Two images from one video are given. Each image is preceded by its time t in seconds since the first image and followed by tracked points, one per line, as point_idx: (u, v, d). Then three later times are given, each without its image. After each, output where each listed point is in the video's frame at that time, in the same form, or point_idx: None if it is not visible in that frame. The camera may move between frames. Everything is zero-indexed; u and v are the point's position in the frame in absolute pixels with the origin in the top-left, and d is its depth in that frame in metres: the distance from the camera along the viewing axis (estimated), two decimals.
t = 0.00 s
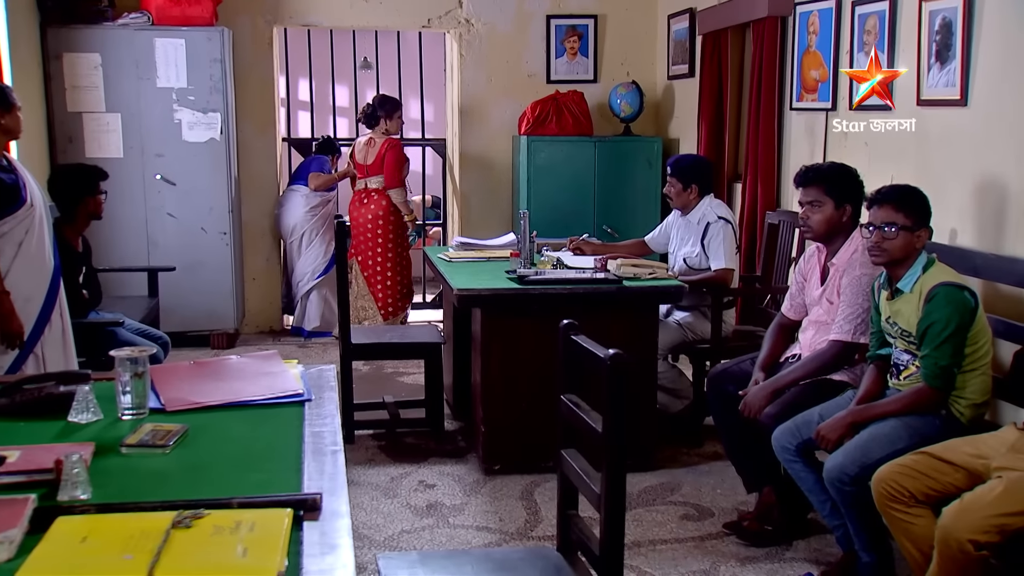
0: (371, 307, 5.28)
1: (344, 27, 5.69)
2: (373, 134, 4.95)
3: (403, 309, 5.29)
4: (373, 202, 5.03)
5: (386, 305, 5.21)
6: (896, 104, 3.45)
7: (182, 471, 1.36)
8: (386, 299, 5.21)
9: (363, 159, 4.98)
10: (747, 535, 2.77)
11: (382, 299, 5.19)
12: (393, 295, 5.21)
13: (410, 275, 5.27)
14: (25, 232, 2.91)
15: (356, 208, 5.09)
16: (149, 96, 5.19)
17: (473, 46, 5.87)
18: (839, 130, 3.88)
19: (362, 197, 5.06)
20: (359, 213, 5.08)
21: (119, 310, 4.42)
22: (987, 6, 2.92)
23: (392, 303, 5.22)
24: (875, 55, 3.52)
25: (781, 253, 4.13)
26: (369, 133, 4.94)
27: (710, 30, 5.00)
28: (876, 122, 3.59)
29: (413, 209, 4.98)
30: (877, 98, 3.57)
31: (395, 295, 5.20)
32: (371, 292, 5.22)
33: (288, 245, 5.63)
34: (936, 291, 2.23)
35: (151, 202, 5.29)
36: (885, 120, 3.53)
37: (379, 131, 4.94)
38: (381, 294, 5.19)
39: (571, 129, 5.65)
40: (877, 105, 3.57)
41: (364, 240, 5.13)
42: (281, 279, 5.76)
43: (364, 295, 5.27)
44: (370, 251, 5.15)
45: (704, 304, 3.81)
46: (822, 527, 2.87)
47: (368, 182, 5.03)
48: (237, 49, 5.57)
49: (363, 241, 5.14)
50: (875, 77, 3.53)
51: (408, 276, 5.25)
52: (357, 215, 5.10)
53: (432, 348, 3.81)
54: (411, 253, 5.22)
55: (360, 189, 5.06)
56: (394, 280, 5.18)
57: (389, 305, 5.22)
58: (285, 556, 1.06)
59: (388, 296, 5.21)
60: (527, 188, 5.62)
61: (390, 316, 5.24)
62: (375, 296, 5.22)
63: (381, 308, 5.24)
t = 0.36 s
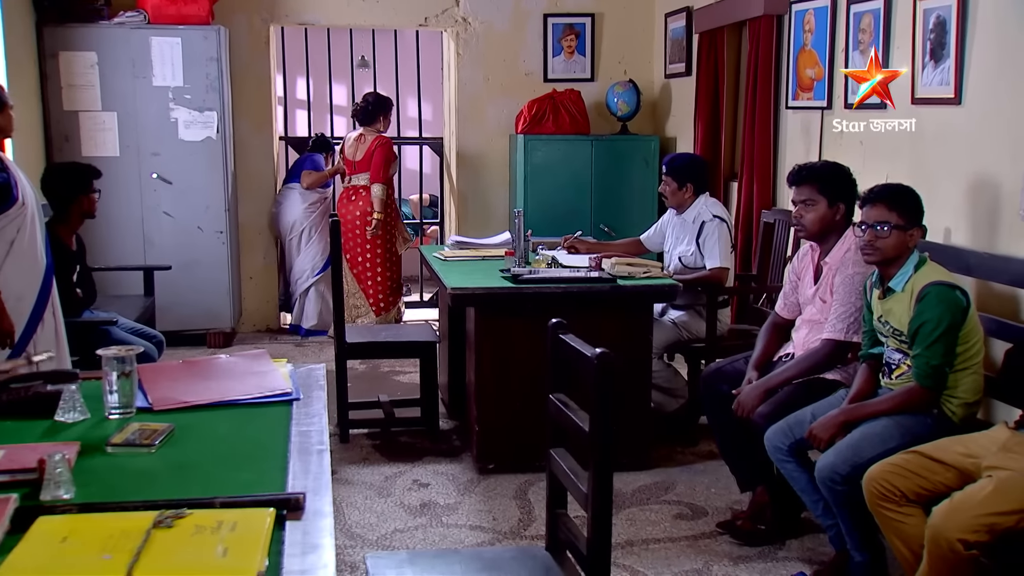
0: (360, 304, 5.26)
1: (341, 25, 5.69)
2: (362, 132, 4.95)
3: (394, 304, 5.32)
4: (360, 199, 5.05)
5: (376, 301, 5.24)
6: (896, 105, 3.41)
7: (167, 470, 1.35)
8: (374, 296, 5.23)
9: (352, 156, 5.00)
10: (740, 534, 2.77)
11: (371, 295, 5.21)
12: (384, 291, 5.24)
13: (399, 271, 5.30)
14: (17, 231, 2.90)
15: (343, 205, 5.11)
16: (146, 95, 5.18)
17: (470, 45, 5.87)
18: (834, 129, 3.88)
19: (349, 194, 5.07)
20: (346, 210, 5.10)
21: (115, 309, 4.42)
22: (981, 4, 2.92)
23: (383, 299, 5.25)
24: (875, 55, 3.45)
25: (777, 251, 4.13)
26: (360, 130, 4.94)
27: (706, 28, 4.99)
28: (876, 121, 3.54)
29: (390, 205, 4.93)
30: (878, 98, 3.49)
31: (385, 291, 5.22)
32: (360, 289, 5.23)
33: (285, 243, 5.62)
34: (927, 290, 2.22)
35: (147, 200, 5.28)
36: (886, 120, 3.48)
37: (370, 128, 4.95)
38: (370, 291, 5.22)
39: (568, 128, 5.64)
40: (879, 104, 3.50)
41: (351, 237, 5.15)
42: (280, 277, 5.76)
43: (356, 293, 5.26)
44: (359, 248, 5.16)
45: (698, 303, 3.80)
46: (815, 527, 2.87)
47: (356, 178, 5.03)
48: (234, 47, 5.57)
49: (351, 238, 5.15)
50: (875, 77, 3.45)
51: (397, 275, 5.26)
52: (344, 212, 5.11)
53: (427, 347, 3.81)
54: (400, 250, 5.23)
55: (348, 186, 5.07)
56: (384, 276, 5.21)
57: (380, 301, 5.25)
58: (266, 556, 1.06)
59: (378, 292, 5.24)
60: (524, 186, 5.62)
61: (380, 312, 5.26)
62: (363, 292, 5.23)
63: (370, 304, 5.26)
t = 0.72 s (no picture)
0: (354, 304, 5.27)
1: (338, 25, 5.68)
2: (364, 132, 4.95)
3: (387, 306, 5.31)
4: (362, 199, 5.05)
5: (370, 303, 5.23)
6: (895, 105, 3.39)
7: (153, 470, 1.35)
8: (369, 297, 5.23)
9: (352, 156, 4.99)
10: (735, 533, 2.76)
11: (367, 297, 5.22)
12: (377, 294, 5.24)
13: (394, 273, 5.29)
14: (10, 230, 2.91)
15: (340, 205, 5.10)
16: (143, 94, 5.18)
17: (467, 43, 5.86)
18: (830, 127, 3.88)
19: (348, 195, 5.07)
20: (343, 210, 5.09)
21: (111, 308, 4.41)
22: (975, 3, 2.91)
23: (376, 302, 5.24)
24: (875, 54, 3.45)
25: (773, 250, 4.13)
26: (361, 130, 4.93)
27: (703, 27, 4.98)
28: (877, 122, 3.51)
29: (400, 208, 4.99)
30: (878, 98, 3.50)
31: (378, 294, 5.22)
32: (356, 290, 5.23)
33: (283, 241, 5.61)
34: (920, 289, 2.22)
35: (144, 199, 5.28)
36: (886, 120, 3.45)
37: (372, 129, 4.95)
38: (366, 292, 5.22)
39: (565, 127, 5.63)
40: (878, 105, 3.49)
41: (348, 237, 5.14)
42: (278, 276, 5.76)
43: (348, 295, 5.25)
44: (356, 249, 5.16)
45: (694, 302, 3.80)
46: (810, 526, 2.87)
47: (358, 178, 5.03)
48: (231, 46, 5.56)
49: (348, 238, 5.14)
50: (875, 77, 3.46)
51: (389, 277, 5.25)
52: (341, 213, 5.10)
53: (423, 346, 3.81)
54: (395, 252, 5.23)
55: (347, 186, 5.06)
56: (378, 278, 5.21)
57: (373, 303, 5.24)
58: (249, 556, 1.06)
59: (371, 295, 5.23)
60: (521, 185, 5.61)
61: (373, 315, 5.25)
62: (359, 294, 5.23)
63: (364, 305, 5.25)
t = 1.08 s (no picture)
0: (353, 305, 5.28)
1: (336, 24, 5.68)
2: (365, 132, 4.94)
3: (387, 309, 5.32)
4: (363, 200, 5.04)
5: (370, 306, 5.24)
6: (896, 105, 3.35)
7: (142, 470, 1.35)
8: (368, 299, 5.23)
9: (353, 156, 4.98)
10: (731, 533, 2.76)
11: (366, 298, 5.22)
12: (377, 296, 5.25)
13: (393, 275, 5.30)
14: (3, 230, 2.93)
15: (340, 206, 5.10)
16: (141, 93, 5.17)
17: (466, 42, 5.85)
18: (827, 126, 3.88)
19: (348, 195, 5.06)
20: (343, 211, 5.09)
21: (109, 307, 4.41)
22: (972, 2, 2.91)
23: (376, 304, 5.25)
24: (874, 54, 3.43)
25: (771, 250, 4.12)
26: (362, 130, 4.93)
27: (702, 26, 4.98)
28: (877, 122, 3.49)
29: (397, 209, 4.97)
30: (878, 98, 3.47)
31: (378, 297, 5.23)
32: (356, 291, 5.23)
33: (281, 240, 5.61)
34: (915, 289, 2.22)
35: (142, 199, 5.27)
36: (886, 120, 3.43)
37: (374, 129, 4.95)
38: (365, 293, 5.22)
39: (564, 126, 5.62)
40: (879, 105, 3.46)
41: (348, 238, 5.14)
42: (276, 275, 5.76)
43: (347, 296, 5.27)
44: (357, 250, 5.16)
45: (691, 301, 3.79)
46: (806, 526, 2.86)
47: (359, 179, 5.02)
48: (230, 45, 5.55)
49: (348, 239, 5.14)
50: (875, 77, 3.44)
51: (390, 278, 5.26)
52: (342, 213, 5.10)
53: (420, 346, 3.80)
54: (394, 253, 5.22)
55: (348, 187, 5.05)
56: (378, 280, 5.21)
57: (373, 306, 5.25)
58: (235, 556, 1.05)
59: (371, 296, 5.24)
60: (519, 185, 5.61)
61: (372, 316, 5.26)
62: (358, 295, 5.23)
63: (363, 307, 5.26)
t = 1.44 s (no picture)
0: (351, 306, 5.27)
1: (334, 24, 5.67)
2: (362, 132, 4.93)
3: (384, 309, 5.32)
4: (362, 201, 5.04)
5: (368, 307, 5.24)
6: (896, 105, 3.32)
7: (131, 471, 1.34)
8: (367, 300, 5.23)
9: (349, 157, 4.95)
10: (726, 534, 2.76)
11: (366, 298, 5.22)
12: (375, 296, 5.25)
13: (390, 275, 5.32)
14: None
15: (338, 206, 5.09)
16: (138, 93, 5.17)
17: (464, 42, 5.85)
18: (825, 126, 3.87)
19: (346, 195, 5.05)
20: (341, 211, 5.08)
21: (106, 307, 4.41)
22: (967, 2, 2.91)
23: (375, 304, 5.25)
24: (874, 54, 3.38)
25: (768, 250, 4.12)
26: (360, 130, 4.91)
27: (700, 26, 4.97)
28: (877, 121, 3.46)
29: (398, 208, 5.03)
30: (879, 97, 3.43)
31: (376, 297, 5.24)
32: (354, 291, 5.23)
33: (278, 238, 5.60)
34: (909, 290, 2.22)
35: (140, 199, 5.27)
36: (885, 120, 3.41)
37: (371, 129, 4.94)
38: (364, 293, 5.22)
39: (562, 126, 5.62)
40: (879, 104, 3.43)
41: (347, 238, 5.13)
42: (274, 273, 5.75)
43: (344, 298, 5.26)
44: (355, 250, 5.15)
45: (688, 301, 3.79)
46: (801, 526, 2.86)
47: (357, 179, 5.00)
48: (227, 45, 5.55)
49: (346, 239, 5.13)
50: (875, 77, 3.38)
51: (388, 278, 5.28)
52: (339, 214, 5.09)
53: (416, 346, 3.80)
54: (391, 253, 5.23)
55: (346, 187, 5.03)
56: (376, 280, 5.22)
57: (371, 306, 5.25)
58: (222, 557, 1.05)
59: (370, 297, 5.24)
60: (517, 184, 5.60)
61: (371, 317, 5.26)
62: (356, 295, 5.23)
63: (362, 307, 5.25)
